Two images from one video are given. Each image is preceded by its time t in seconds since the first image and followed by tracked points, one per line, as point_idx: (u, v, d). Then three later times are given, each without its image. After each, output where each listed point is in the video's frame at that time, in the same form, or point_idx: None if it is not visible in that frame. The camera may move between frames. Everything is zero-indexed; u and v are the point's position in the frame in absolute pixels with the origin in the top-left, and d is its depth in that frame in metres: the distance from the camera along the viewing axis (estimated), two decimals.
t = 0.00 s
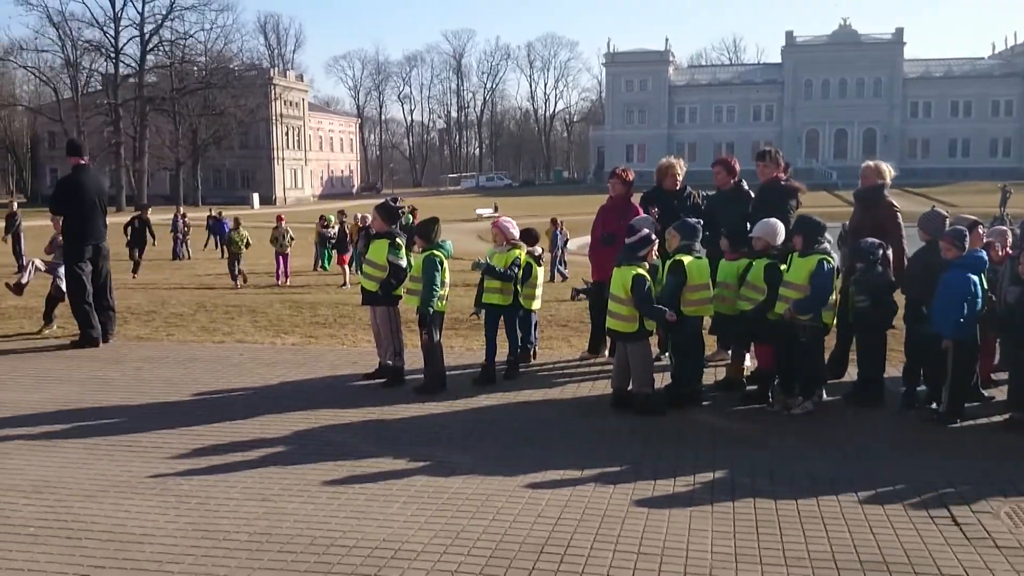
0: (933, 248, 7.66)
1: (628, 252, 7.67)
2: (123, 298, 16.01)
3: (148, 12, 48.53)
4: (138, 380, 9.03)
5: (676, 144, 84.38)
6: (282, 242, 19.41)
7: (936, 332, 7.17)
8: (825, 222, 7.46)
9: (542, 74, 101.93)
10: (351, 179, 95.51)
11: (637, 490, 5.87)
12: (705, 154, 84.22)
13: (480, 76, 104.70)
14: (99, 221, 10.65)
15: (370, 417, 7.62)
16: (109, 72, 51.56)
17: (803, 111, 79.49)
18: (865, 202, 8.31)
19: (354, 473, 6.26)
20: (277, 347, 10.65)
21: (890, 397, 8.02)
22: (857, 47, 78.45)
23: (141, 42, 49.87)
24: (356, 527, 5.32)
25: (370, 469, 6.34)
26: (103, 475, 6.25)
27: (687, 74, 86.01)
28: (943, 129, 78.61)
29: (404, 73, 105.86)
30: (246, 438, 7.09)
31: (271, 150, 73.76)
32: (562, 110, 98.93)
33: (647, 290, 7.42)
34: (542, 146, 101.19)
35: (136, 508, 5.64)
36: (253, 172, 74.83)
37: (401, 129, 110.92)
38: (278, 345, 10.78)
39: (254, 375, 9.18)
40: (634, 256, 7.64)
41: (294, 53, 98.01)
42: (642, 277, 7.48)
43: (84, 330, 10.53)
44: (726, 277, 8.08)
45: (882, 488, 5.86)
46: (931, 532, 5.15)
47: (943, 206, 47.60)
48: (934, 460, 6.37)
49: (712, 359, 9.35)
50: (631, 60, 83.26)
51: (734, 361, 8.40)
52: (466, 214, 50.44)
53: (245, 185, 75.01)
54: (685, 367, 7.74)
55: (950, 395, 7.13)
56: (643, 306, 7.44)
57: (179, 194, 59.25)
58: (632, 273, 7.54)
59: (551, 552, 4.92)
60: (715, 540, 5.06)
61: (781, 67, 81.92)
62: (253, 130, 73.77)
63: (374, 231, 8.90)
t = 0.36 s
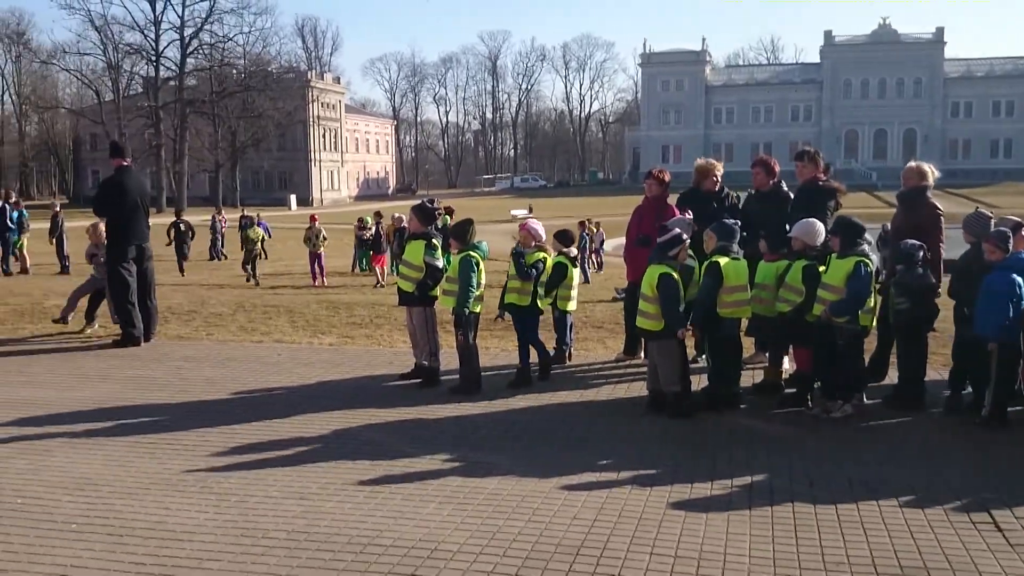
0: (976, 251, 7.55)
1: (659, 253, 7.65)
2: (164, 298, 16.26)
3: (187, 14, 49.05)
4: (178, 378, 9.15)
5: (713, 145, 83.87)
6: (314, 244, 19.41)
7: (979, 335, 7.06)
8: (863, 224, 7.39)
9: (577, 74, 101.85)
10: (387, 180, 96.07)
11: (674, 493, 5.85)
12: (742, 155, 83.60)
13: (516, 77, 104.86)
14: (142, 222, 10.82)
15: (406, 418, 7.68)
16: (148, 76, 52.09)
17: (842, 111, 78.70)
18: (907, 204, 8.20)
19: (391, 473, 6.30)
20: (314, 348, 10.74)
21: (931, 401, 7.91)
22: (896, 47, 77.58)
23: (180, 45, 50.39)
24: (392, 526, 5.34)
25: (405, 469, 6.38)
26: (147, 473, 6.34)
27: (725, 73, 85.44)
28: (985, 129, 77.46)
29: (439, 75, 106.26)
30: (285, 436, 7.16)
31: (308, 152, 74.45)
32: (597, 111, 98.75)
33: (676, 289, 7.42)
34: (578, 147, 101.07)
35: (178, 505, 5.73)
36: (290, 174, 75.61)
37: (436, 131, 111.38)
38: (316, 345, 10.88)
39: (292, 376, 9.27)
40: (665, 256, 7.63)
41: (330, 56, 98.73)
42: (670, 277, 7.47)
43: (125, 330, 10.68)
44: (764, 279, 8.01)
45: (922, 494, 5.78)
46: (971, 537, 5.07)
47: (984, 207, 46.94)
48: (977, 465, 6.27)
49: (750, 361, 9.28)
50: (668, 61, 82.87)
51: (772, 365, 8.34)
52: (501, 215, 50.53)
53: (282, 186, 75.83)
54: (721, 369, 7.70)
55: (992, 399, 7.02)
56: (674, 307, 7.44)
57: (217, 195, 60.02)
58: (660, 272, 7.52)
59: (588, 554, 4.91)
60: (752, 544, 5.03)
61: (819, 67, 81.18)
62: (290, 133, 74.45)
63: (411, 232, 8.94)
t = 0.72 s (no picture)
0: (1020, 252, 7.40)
1: (680, 253, 7.70)
2: (204, 297, 16.45)
3: (227, 16, 49.60)
4: (217, 377, 9.25)
5: (751, 145, 83.17)
6: (349, 245, 19.49)
7: None
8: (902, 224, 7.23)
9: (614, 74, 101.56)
10: (422, 180, 96.40)
11: (712, 495, 5.80)
12: (781, 155, 82.86)
13: (552, 77, 104.81)
14: (184, 220, 10.94)
15: (441, 417, 7.70)
16: (189, 77, 52.68)
17: (883, 110, 77.69)
18: (951, 206, 8.08)
19: (426, 472, 6.32)
20: (350, 346, 10.80)
21: (973, 405, 7.77)
22: (938, 46, 76.48)
23: (221, 47, 50.93)
24: (427, 526, 5.35)
25: (440, 468, 6.40)
26: (186, 469, 6.41)
27: (763, 73, 84.79)
28: None
29: (476, 75, 106.53)
30: (321, 435, 7.21)
31: (345, 153, 74.94)
32: (634, 111, 98.42)
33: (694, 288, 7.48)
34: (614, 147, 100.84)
35: (217, 501, 5.79)
36: (328, 173, 76.16)
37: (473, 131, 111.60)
38: (352, 345, 10.94)
39: (329, 374, 9.34)
40: (686, 257, 7.67)
41: (368, 57, 99.23)
42: (688, 277, 7.53)
43: (166, 328, 10.79)
44: (806, 279, 7.91)
45: (967, 498, 5.67)
46: (1014, 544, 4.97)
47: None
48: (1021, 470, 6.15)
49: (790, 363, 9.19)
50: (706, 60, 82.28)
51: (812, 368, 8.24)
52: (536, 216, 50.49)
53: (319, 187, 76.48)
54: (761, 372, 7.61)
55: None
56: (692, 305, 7.49)
57: (255, 195, 60.60)
58: (678, 272, 7.61)
59: (624, 556, 4.89)
60: (792, 549, 4.97)
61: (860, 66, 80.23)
62: (328, 133, 74.99)
63: (447, 232, 8.94)
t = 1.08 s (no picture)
0: None
1: (692, 251, 7.88)
2: (242, 295, 16.56)
3: (264, 16, 49.97)
4: (254, 374, 9.30)
5: (789, 142, 82.28)
6: (387, 244, 19.50)
7: None
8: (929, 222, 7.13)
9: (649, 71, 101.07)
10: (456, 178, 96.57)
11: (752, 497, 5.73)
12: (819, 152, 81.90)
13: (587, 75, 104.62)
14: (222, 219, 11.01)
15: (477, 416, 7.68)
16: (228, 76, 53.18)
17: (923, 107, 76.56)
18: (995, 204, 7.90)
19: (463, 471, 6.31)
20: (385, 345, 10.83)
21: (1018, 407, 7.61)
22: (981, 41, 75.24)
23: (257, 46, 51.31)
24: (464, 525, 5.33)
25: (475, 467, 6.38)
26: (225, 466, 6.44)
27: (801, 70, 83.91)
28: None
29: (510, 73, 106.61)
30: (357, 433, 7.23)
31: (381, 151, 75.23)
32: (669, 108, 97.85)
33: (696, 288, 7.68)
34: (649, 145, 100.29)
35: (255, 498, 5.80)
36: (363, 172, 76.49)
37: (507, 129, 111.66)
38: (388, 343, 10.96)
39: (365, 372, 9.36)
40: (697, 255, 7.84)
41: (404, 56, 99.66)
42: (692, 278, 7.74)
43: (204, 326, 10.88)
44: (848, 279, 7.80)
45: (1012, 503, 5.55)
46: None
47: None
48: None
49: (832, 364, 9.07)
50: (744, 56, 81.61)
51: (854, 369, 8.12)
52: (571, 214, 50.37)
53: (354, 185, 76.84)
54: (800, 372, 7.51)
55: None
56: (699, 302, 7.68)
57: (292, 194, 61.05)
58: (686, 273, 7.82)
59: (663, 558, 4.83)
60: (834, 552, 4.90)
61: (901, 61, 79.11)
62: (363, 132, 75.30)
63: (483, 232, 8.92)
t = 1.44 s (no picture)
0: None
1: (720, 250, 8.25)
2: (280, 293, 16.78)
3: (304, 17, 50.45)
4: (294, 371, 9.43)
5: (829, 141, 81.43)
6: (421, 243, 19.57)
7: None
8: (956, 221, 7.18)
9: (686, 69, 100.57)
10: (492, 178, 96.73)
11: (790, 499, 5.71)
12: (859, 151, 81.04)
13: (624, 74, 104.34)
14: (262, 218, 11.12)
15: (511, 414, 7.74)
16: (267, 77, 53.75)
17: (966, 105, 75.47)
18: None
19: (501, 468, 6.35)
20: (422, 343, 10.91)
21: None
22: None
23: (297, 47, 51.77)
24: (503, 522, 5.38)
25: (509, 465, 6.41)
26: (267, 461, 6.54)
27: (841, 68, 83.00)
28: None
29: (546, 72, 106.66)
30: (395, 430, 7.31)
31: (417, 151, 75.55)
32: (706, 107, 97.32)
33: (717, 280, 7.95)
34: (686, 144, 99.74)
35: (295, 493, 5.90)
36: (400, 171, 76.87)
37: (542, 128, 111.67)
38: (425, 341, 11.04)
39: (403, 369, 9.44)
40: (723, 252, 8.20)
41: (440, 55, 99.99)
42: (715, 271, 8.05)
43: (245, 323, 11.04)
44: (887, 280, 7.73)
45: None
46: None
47: None
48: None
49: (871, 366, 9.00)
50: (783, 55, 80.93)
51: (895, 371, 8.05)
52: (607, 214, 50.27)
53: (391, 184, 77.25)
54: (838, 373, 7.47)
55: None
56: (716, 292, 7.95)
57: (329, 193, 61.60)
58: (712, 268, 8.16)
59: (702, 558, 4.85)
60: (873, 554, 4.88)
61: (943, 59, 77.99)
62: (400, 132, 75.70)
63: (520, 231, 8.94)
